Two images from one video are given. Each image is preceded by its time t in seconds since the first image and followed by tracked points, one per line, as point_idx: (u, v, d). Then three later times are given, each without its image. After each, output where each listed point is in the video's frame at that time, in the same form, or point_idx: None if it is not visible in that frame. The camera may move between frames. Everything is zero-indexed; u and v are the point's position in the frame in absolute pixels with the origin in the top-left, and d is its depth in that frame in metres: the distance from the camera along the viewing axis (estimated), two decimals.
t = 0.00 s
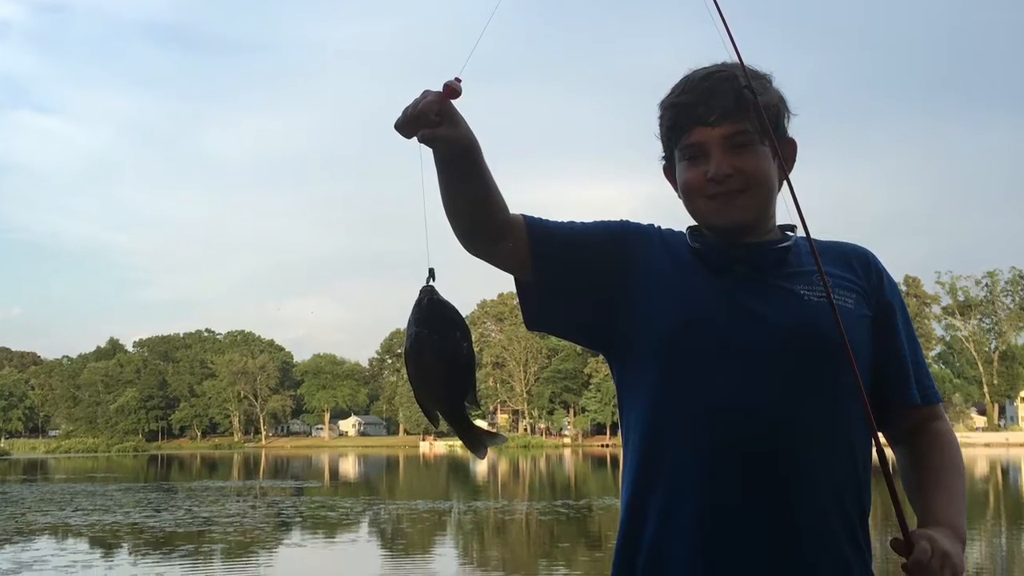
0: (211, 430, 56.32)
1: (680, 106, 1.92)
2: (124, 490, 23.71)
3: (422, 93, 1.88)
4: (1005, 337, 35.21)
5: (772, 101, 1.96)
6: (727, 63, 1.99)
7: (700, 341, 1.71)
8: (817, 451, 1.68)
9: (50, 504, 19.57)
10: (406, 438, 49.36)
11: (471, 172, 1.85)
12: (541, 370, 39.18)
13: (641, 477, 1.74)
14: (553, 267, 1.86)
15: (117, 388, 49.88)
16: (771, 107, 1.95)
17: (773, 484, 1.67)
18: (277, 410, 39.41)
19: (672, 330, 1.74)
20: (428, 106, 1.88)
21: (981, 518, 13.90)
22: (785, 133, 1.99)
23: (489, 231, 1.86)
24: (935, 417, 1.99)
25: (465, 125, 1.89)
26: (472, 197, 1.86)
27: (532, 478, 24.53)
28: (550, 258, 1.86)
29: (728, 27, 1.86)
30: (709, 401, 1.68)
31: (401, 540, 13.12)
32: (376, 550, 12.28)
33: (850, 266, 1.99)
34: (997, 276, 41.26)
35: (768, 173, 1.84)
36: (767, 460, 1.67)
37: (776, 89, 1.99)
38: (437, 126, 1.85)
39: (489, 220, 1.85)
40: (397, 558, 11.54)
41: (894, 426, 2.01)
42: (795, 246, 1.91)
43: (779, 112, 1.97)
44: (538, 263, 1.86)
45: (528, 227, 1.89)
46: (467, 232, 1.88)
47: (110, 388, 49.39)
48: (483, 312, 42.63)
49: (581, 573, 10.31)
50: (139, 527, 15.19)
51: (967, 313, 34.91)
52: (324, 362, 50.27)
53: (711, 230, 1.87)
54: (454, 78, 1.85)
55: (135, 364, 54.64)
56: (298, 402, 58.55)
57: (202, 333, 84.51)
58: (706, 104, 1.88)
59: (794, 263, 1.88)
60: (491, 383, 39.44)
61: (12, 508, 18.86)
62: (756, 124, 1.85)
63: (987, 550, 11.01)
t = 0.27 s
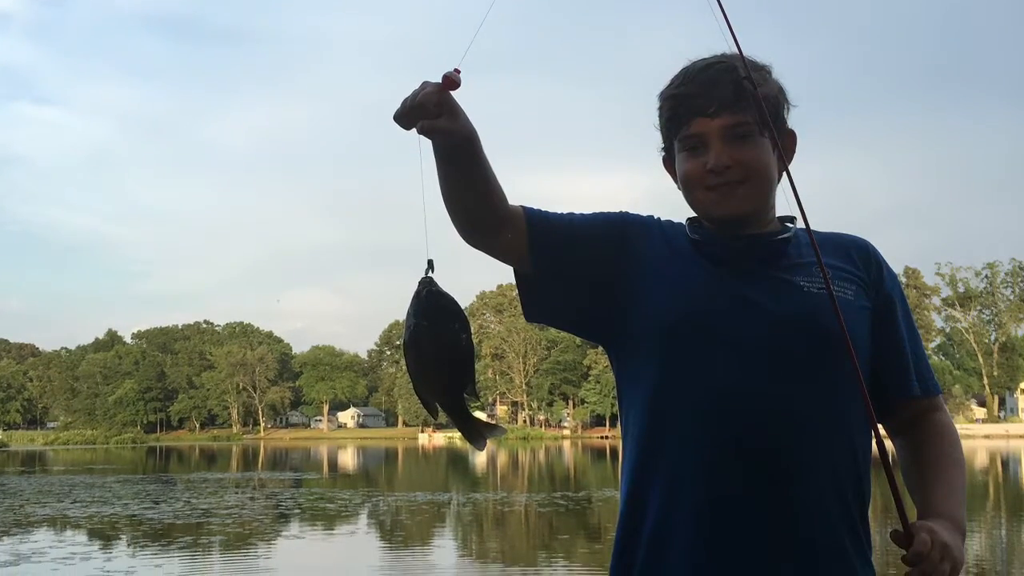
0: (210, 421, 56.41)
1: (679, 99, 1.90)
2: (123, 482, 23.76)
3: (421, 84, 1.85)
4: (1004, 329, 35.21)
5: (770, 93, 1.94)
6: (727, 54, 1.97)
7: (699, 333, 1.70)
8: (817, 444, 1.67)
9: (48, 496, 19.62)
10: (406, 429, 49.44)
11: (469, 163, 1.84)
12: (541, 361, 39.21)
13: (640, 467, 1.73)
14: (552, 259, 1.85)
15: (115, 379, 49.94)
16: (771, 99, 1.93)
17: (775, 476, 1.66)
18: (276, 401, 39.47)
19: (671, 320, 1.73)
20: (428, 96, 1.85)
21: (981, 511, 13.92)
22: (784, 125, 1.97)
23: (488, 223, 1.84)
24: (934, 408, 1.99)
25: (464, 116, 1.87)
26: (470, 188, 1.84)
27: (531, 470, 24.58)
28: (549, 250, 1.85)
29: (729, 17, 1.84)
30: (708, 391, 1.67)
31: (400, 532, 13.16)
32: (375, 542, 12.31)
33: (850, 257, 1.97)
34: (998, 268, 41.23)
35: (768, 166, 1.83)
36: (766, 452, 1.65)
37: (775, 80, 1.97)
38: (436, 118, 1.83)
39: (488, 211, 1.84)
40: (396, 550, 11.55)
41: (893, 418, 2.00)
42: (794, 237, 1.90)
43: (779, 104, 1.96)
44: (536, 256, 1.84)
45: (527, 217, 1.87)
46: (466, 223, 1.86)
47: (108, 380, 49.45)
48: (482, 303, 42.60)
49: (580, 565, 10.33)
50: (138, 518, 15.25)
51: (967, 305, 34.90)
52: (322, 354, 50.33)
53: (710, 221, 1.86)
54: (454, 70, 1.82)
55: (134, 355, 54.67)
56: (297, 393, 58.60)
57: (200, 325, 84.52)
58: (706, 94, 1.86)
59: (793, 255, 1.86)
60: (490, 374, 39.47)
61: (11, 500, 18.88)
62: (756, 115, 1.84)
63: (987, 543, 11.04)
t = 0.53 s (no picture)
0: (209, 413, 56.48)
1: (679, 90, 1.89)
2: (121, 474, 23.74)
3: (420, 75, 1.84)
4: (1005, 320, 35.15)
5: (770, 84, 1.92)
6: (726, 45, 1.95)
7: (697, 324, 1.68)
8: (816, 435, 1.66)
9: (47, 487, 19.66)
10: (405, 421, 49.43)
11: (468, 154, 1.82)
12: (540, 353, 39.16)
13: (639, 460, 1.71)
14: (552, 250, 1.83)
15: (114, 371, 49.98)
16: (770, 91, 1.91)
17: (773, 467, 1.65)
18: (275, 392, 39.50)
19: (670, 311, 1.71)
20: (426, 88, 1.83)
21: (981, 502, 13.91)
22: (784, 115, 1.96)
23: (486, 214, 1.82)
24: (934, 401, 1.97)
25: (462, 107, 1.85)
26: (469, 178, 1.83)
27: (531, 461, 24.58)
28: (548, 241, 1.83)
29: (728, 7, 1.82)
30: (706, 383, 1.66)
31: (399, 524, 13.16)
32: (373, 534, 12.31)
33: (849, 249, 1.96)
34: (998, 259, 41.15)
35: (767, 157, 1.81)
36: (766, 445, 1.65)
37: (774, 72, 1.95)
38: (435, 109, 1.82)
39: (487, 202, 1.82)
40: (395, 542, 11.55)
41: (893, 410, 1.99)
42: (794, 228, 1.88)
43: (778, 95, 1.94)
44: (535, 247, 1.83)
45: (527, 208, 1.85)
46: (464, 214, 1.85)
47: (107, 371, 49.48)
48: (481, 295, 42.53)
49: (579, 557, 10.34)
50: (137, 510, 15.23)
51: (967, 296, 34.89)
52: (321, 345, 50.27)
53: (710, 212, 1.84)
54: (452, 61, 1.81)
55: (132, 346, 54.59)
56: (296, 385, 58.56)
57: (198, 316, 84.35)
58: (705, 86, 1.84)
59: (792, 246, 1.85)
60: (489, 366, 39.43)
61: (9, 491, 18.86)
62: (756, 106, 1.82)
63: (988, 535, 11.03)
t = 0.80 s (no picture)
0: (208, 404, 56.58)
1: (678, 81, 1.87)
2: (120, 465, 23.74)
3: (418, 66, 1.81)
4: (1004, 312, 35.13)
5: (770, 75, 1.90)
6: (726, 37, 1.93)
7: (696, 316, 1.67)
8: (815, 428, 1.65)
9: (46, 479, 19.69)
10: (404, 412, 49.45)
11: (469, 145, 1.81)
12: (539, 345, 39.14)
13: (639, 453, 1.70)
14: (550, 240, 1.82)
15: (112, 363, 49.96)
16: (771, 83, 1.89)
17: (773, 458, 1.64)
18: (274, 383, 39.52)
19: (669, 304, 1.70)
20: (425, 78, 1.80)
21: (981, 494, 13.91)
22: (784, 107, 1.94)
23: (483, 206, 1.81)
24: (934, 392, 1.96)
25: (461, 98, 1.83)
26: (469, 172, 1.81)
27: (530, 453, 24.60)
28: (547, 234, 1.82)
29: None
30: (705, 372, 1.64)
31: (398, 516, 13.17)
32: (372, 526, 12.32)
33: (850, 240, 1.94)
34: (998, 251, 41.11)
35: (768, 148, 1.80)
36: (764, 441, 1.63)
37: (774, 63, 1.93)
38: (433, 101, 1.78)
39: (486, 194, 1.81)
40: (394, 535, 11.56)
41: (893, 400, 1.98)
42: (794, 220, 1.86)
43: (777, 86, 1.92)
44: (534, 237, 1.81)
45: (526, 199, 1.84)
46: (462, 204, 1.84)
47: (105, 363, 49.50)
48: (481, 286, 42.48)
49: (579, 550, 10.33)
50: (135, 502, 15.23)
51: (967, 288, 34.86)
52: (320, 337, 50.24)
53: (709, 204, 1.82)
54: (452, 52, 1.79)
55: (130, 338, 54.54)
56: (295, 376, 58.54)
57: (197, 308, 84.27)
58: (705, 77, 1.82)
59: (793, 238, 1.83)
60: (488, 358, 39.42)
61: (8, 483, 18.85)
62: (755, 97, 1.80)
63: (987, 527, 11.03)
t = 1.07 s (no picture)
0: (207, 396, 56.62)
1: (678, 72, 1.85)
2: (119, 457, 23.74)
3: (417, 57, 1.79)
4: (1005, 303, 35.09)
5: (770, 66, 1.88)
6: (725, 27, 1.91)
7: (695, 307, 1.66)
8: (816, 419, 1.63)
9: (44, 471, 19.71)
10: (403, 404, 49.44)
11: (468, 137, 1.79)
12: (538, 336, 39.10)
13: (639, 444, 1.69)
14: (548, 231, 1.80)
15: (111, 354, 49.96)
16: (770, 76, 1.87)
17: (774, 451, 1.62)
18: (272, 375, 39.51)
19: (669, 295, 1.69)
20: (424, 71, 1.78)
21: (981, 486, 13.90)
22: (784, 98, 1.92)
23: (482, 199, 1.80)
24: (934, 383, 1.95)
25: (460, 89, 1.81)
26: (469, 164, 1.79)
27: (530, 445, 24.60)
28: (547, 226, 1.80)
29: None
30: (705, 363, 1.63)
31: (396, 508, 13.17)
32: (371, 518, 12.33)
33: (849, 232, 1.93)
34: (999, 242, 41.03)
35: (767, 139, 1.78)
36: (766, 434, 1.62)
37: (774, 53, 1.91)
38: (432, 92, 1.77)
39: (485, 185, 1.79)
40: (393, 526, 11.56)
41: (893, 391, 1.96)
42: (794, 212, 1.85)
43: (777, 77, 1.90)
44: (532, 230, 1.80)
45: (524, 189, 1.82)
46: (461, 195, 1.82)
47: (104, 355, 49.48)
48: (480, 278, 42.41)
49: (578, 541, 10.34)
50: (133, 494, 15.23)
51: (967, 279, 34.84)
52: (319, 329, 50.18)
53: (709, 195, 1.81)
54: (451, 43, 1.77)
55: (129, 330, 54.47)
56: (294, 368, 58.49)
57: (196, 300, 84.15)
58: (705, 68, 1.81)
59: (792, 229, 1.82)
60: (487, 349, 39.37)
61: (6, 475, 18.86)
62: (755, 88, 1.79)
63: (989, 519, 11.02)
